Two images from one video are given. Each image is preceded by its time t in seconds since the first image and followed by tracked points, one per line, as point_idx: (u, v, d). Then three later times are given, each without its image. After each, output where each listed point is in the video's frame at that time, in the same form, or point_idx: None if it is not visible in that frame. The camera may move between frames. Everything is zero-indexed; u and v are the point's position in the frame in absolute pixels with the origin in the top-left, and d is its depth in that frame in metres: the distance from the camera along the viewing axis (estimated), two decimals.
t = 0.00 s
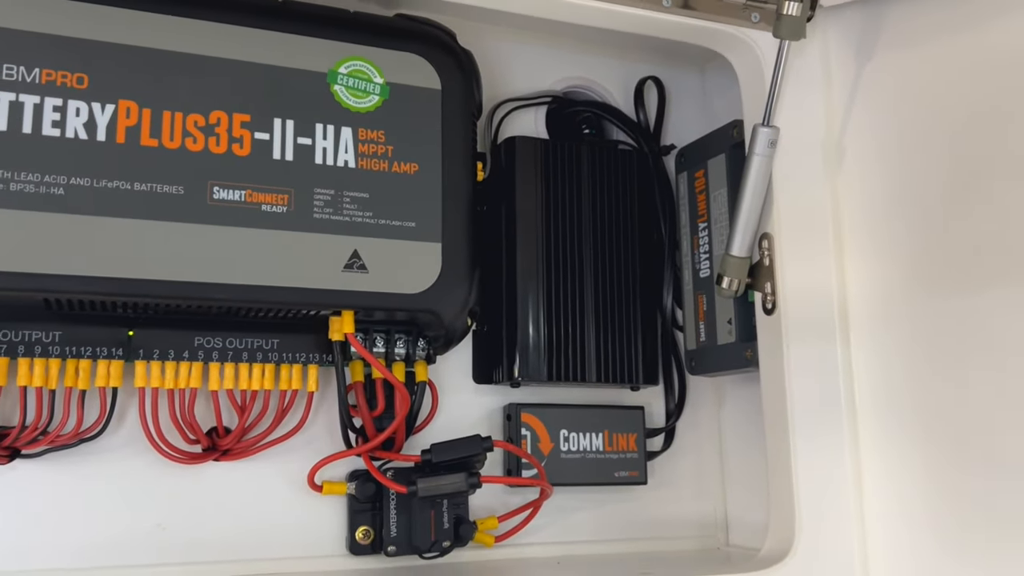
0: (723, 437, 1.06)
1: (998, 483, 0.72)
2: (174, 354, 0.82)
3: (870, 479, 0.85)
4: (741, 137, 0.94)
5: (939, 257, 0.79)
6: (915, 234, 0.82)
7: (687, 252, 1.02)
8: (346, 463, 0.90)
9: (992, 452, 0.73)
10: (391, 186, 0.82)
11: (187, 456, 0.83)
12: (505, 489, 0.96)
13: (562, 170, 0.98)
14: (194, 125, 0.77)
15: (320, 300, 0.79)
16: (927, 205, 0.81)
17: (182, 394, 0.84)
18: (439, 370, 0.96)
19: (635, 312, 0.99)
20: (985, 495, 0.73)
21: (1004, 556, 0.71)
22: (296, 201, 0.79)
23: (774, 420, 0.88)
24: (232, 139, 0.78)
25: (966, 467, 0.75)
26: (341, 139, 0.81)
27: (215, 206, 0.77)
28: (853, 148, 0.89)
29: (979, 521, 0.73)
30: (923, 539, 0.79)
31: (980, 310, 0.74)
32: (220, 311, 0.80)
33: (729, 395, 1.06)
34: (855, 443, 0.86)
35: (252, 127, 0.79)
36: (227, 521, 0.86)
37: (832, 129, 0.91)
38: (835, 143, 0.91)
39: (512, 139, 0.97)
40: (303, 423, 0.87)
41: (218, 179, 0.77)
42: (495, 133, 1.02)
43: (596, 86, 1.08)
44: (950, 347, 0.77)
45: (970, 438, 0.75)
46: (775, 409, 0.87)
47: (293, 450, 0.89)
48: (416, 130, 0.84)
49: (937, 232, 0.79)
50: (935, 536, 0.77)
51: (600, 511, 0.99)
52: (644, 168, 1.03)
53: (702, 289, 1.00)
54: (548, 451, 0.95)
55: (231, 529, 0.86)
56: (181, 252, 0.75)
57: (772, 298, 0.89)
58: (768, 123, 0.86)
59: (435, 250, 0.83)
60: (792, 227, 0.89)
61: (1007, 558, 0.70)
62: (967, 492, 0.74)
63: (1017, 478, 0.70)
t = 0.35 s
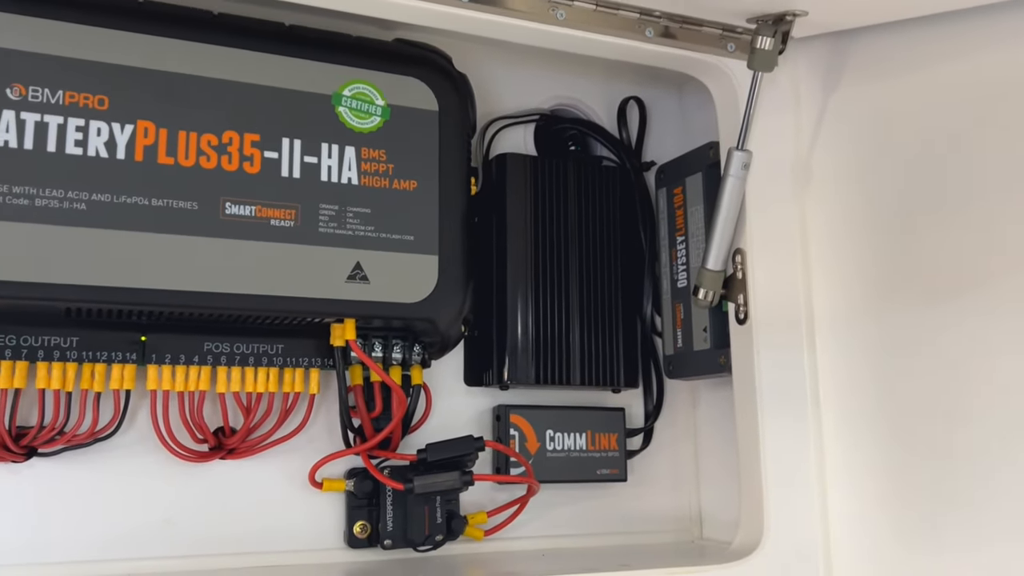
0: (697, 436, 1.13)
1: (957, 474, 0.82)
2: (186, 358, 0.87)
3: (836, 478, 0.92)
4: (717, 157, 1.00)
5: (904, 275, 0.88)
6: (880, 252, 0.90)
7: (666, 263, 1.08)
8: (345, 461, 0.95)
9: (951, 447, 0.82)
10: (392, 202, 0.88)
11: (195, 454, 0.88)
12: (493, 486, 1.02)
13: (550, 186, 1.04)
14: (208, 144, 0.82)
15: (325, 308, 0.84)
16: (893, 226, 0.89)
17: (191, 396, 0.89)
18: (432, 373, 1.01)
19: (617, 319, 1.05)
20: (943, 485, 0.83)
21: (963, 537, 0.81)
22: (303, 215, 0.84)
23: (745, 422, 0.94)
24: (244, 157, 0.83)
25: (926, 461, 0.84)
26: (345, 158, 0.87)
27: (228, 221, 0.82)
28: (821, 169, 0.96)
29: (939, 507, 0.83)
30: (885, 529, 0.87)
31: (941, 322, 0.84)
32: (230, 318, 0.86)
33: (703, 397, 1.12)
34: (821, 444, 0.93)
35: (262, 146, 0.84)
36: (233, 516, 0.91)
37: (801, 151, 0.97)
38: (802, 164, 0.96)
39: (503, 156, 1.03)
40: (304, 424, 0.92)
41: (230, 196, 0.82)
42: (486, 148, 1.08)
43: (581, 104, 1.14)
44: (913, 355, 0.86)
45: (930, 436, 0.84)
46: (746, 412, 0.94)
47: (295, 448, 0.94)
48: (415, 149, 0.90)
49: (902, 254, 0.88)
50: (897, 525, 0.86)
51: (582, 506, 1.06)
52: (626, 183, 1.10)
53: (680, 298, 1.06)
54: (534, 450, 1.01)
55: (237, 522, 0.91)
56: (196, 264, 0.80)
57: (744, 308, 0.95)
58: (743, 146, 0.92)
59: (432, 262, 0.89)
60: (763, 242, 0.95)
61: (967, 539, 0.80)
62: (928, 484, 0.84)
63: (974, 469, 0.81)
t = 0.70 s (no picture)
0: (675, 442, 1.19)
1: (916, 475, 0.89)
2: (197, 365, 0.91)
3: (808, 480, 0.98)
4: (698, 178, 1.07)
5: (868, 291, 0.95)
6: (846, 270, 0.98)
7: (648, 278, 1.15)
8: (345, 464, 1.00)
9: (909, 449, 0.90)
10: (395, 219, 0.93)
11: (204, 457, 0.92)
12: (485, 488, 1.07)
13: (540, 204, 1.10)
14: (224, 163, 0.87)
15: (333, 319, 0.89)
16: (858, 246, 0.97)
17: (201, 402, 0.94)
18: (427, 381, 1.06)
19: (602, 330, 1.11)
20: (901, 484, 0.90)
21: (919, 532, 0.88)
22: (312, 231, 0.89)
23: (724, 427, 1.01)
24: (257, 176, 0.88)
25: (887, 462, 0.92)
26: (352, 177, 0.92)
27: (242, 236, 0.86)
28: (795, 192, 1.03)
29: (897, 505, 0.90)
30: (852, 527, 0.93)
31: (900, 335, 0.92)
32: (241, 328, 0.90)
33: (681, 405, 1.19)
34: (793, 449, 0.99)
35: (275, 165, 0.89)
36: (239, 516, 0.95)
37: (775, 175, 1.05)
38: (777, 188, 1.04)
39: (496, 175, 1.08)
40: (308, 429, 0.97)
41: (245, 212, 0.87)
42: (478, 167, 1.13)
43: (569, 125, 1.20)
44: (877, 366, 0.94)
45: (891, 439, 0.91)
46: (725, 418, 1.00)
47: (298, 451, 0.99)
48: (417, 169, 0.95)
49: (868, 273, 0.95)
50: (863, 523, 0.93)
51: (567, 508, 1.11)
52: (611, 202, 1.16)
53: (661, 311, 1.12)
54: (524, 454, 1.06)
55: (243, 523, 0.95)
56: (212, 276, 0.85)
57: (723, 321, 1.02)
58: (722, 170, 0.99)
59: (433, 276, 0.94)
60: (741, 259, 1.02)
61: (923, 533, 0.88)
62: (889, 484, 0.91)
63: (930, 469, 0.88)
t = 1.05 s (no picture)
0: (653, 442, 1.25)
1: (884, 473, 0.97)
2: (203, 366, 0.94)
3: (781, 477, 1.05)
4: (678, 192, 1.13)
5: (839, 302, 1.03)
6: (817, 281, 1.05)
7: (629, 285, 1.20)
8: (341, 462, 1.04)
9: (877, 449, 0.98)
10: (394, 227, 0.98)
11: (206, 454, 0.96)
12: (473, 486, 1.12)
13: (528, 214, 1.15)
14: (233, 173, 0.91)
15: (336, 323, 0.93)
16: (830, 260, 1.04)
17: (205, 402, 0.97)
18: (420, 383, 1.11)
19: (586, 335, 1.17)
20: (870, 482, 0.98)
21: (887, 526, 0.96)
22: (317, 239, 0.93)
23: (702, 427, 1.07)
24: (265, 186, 0.92)
25: (857, 461, 0.99)
26: (354, 187, 0.96)
27: (250, 243, 0.90)
28: (769, 206, 1.10)
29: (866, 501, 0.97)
30: (822, 520, 1.00)
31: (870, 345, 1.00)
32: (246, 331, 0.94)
33: (659, 406, 1.24)
34: (766, 447, 1.06)
35: (281, 175, 0.93)
36: (241, 512, 0.99)
37: (750, 190, 1.11)
38: (752, 203, 1.11)
39: (487, 186, 1.13)
40: (307, 427, 1.01)
41: (252, 220, 0.91)
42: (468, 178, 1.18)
43: (554, 138, 1.25)
44: (848, 371, 1.01)
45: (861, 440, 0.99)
46: (703, 418, 1.07)
47: (297, 450, 1.03)
48: (414, 179, 1.00)
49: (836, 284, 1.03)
50: (833, 516, 1.00)
51: (552, 505, 1.16)
52: (594, 212, 1.21)
53: (642, 317, 1.18)
54: (512, 453, 1.11)
55: (244, 518, 0.99)
56: (222, 281, 0.88)
57: (701, 327, 1.08)
58: (702, 184, 1.05)
59: (429, 282, 0.99)
60: (718, 269, 1.08)
61: (889, 525, 0.96)
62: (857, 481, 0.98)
63: (898, 468, 0.96)
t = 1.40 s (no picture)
0: (631, 434, 1.29)
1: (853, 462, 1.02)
2: (200, 359, 0.97)
3: (756, 466, 1.10)
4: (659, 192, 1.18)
5: (812, 299, 1.08)
6: (790, 279, 1.10)
7: (610, 282, 1.24)
8: (333, 452, 1.07)
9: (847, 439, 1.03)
10: (388, 224, 1.01)
11: (203, 444, 0.98)
12: (460, 476, 1.15)
13: (514, 212, 1.18)
14: (232, 170, 0.93)
15: (333, 317, 0.96)
16: (803, 259, 1.09)
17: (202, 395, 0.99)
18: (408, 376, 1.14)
19: (569, 330, 1.21)
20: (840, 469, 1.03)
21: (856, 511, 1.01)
22: (313, 235, 0.96)
23: (681, 419, 1.12)
24: (263, 183, 0.95)
25: (828, 451, 1.04)
26: (349, 185, 0.99)
27: (250, 238, 0.93)
28: (745, 207, 1.15)
29: (836, 488, 1.03)
30: (795, 506, 1.06)
31: (839, 340, 1.05)
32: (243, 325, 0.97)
33: (637, 400, 1.29)
34: (742, 437, 1.11)
35: (279, 173, 0.96)
36: (235, 501, 1.01)
37: (727, 191, 1.16)
38: (729, 205, 1.16)
39: (474, 185, 1.16)
40: (301, 418, 1.03)
41: (252, 217, 0.93)
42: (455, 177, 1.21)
43: (538, 139, 1.28)
44: (820, 365, 1.06)
45: (831, 430, 1.04)
46: (682, 409, 1.11)
47: (290, 440, 1.06)
48: (407, 177, 1.03)
49: (809, 283, 1.08)
50: (804, 503, 1.05)
51: (536, 494, 1.20)
52: (576, 211, 1.25)
53: (622, 313, 1.22)
54: (498, 444, 1.15)
55: (239, 507, 1.01)
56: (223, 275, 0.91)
57: (681, 322, 1.12)
58: (684, 185, 1.09)
59: (421, 278, 1.02)
60: (697, 267, 1.13)
61: (858, 511, 1.01)
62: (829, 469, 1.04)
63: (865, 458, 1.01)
